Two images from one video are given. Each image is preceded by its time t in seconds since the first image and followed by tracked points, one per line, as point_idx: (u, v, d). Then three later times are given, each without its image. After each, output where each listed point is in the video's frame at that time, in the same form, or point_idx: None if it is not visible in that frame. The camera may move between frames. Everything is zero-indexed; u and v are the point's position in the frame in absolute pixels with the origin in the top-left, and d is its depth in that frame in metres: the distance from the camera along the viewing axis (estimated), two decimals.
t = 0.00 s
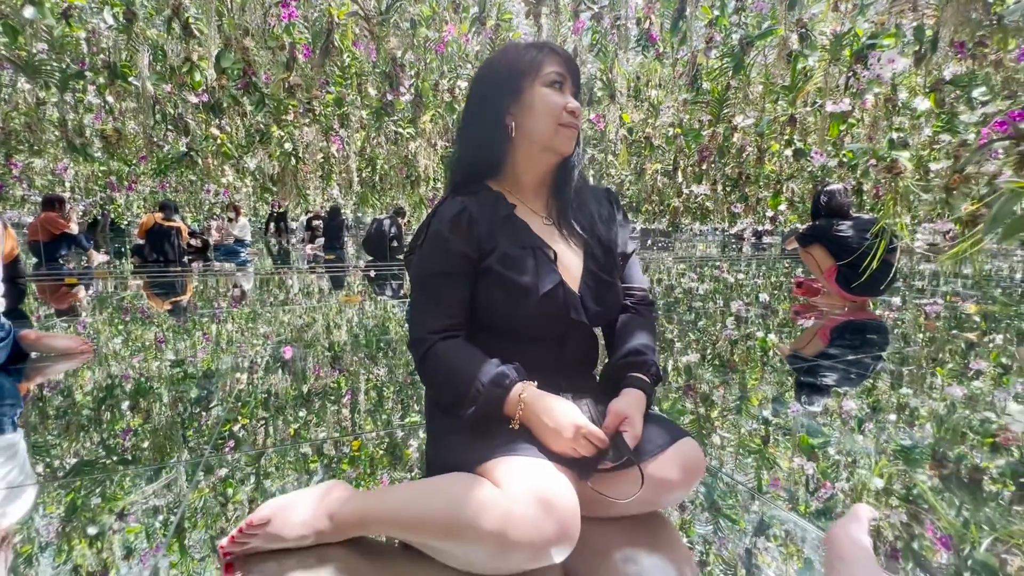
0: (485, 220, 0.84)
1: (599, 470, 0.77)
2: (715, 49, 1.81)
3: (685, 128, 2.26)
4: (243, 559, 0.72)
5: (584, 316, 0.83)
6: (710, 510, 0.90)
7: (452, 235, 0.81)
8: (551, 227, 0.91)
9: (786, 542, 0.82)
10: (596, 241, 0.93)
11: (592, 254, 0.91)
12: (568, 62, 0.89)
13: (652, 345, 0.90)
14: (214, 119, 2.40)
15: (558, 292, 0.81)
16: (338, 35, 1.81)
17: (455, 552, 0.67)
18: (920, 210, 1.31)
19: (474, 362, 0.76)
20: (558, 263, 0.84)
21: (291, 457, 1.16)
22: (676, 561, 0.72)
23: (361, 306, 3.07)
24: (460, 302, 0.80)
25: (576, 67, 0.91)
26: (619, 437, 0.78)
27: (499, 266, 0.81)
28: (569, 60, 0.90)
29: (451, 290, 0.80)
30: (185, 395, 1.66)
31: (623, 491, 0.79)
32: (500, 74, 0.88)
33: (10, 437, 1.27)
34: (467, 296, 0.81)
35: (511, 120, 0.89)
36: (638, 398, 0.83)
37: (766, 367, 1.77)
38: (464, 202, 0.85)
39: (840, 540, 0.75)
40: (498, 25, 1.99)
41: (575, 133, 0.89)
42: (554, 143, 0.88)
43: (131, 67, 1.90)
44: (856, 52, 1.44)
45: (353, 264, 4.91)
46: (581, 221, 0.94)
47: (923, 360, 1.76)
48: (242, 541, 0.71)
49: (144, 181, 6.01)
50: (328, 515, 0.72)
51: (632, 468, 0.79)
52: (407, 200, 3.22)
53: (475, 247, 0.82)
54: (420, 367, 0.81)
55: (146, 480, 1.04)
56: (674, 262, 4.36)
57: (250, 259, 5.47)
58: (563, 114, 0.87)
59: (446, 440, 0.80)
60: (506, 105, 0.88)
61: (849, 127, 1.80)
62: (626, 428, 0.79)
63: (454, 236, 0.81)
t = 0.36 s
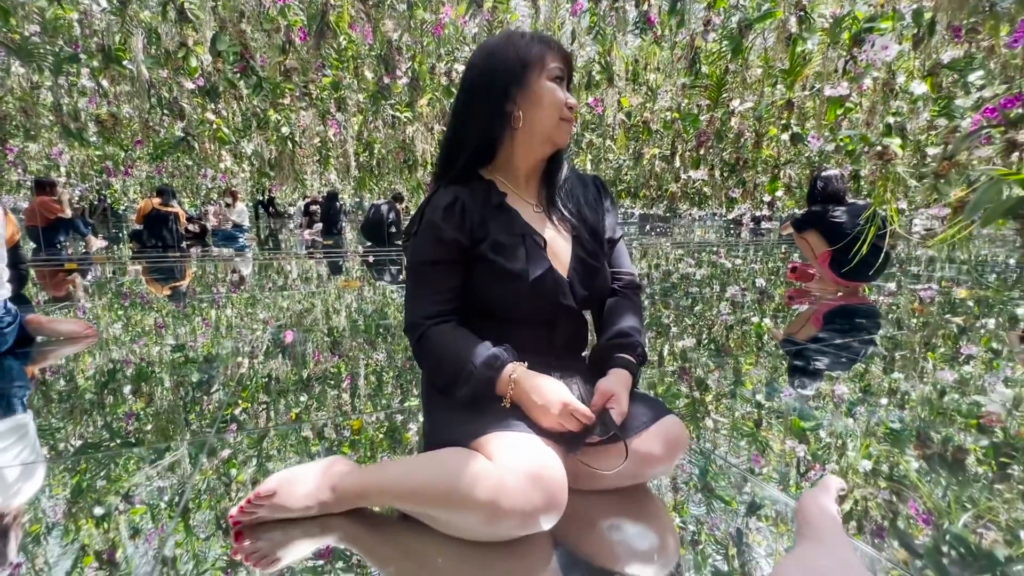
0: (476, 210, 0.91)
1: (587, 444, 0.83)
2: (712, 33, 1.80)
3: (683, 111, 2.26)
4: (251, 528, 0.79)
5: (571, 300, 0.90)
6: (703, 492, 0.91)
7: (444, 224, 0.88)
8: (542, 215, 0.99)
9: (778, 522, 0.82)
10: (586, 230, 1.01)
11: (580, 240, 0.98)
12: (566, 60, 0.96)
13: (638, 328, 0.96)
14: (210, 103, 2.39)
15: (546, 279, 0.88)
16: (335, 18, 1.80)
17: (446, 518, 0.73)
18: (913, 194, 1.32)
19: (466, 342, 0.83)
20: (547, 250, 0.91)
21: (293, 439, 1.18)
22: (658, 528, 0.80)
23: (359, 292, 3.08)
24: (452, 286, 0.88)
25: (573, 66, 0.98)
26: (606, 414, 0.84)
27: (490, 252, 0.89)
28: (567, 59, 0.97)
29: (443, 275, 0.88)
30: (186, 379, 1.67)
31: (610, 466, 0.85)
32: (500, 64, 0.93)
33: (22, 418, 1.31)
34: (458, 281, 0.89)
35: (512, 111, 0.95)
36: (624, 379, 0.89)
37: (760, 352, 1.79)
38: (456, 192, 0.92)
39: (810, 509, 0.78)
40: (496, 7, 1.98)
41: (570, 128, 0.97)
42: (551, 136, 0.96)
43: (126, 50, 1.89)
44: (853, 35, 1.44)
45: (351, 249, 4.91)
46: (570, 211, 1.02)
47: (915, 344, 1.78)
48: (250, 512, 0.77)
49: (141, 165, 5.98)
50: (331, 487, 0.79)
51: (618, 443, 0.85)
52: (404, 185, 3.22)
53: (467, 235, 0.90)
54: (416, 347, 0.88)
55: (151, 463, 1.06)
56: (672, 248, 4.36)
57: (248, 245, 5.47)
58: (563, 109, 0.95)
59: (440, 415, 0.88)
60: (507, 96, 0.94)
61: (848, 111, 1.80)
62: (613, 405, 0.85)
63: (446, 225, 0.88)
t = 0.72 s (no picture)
0: (474, 165, 0.93)
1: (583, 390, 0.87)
2: None
3: (688, 67, 2.22)
4: (269, 467, 0.86)
5: (569, 255, 0.93)
6: (698, 449, 0.93)
7: (443, 179, 0.90)
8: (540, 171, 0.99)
9: (769, 475, 0.84)
10: (585, 186, 1.02)
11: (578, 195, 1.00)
12: (567, 13, 0.94)
13: (635, 283, 0.99)
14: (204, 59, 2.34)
15: (544, 234, 0.90)
16: None
17: (447, 458, 0.79)
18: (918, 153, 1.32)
19: (467, 296, 0.86)
20: (545, 206, 0.93)
21: (299, 397, 1.20)
22: (650, 469, 0.86)
23: (359, 255, 3.08)
24: (453, 241, 0.91)
25: (573, 17, 0.96)
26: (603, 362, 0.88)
27: (489, 208, 0.91)
28: (567, 11, 0.95)
29: (444, 231, 0.90)
30: (192, 340, 1.70)
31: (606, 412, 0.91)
32: (500, 16, 0.92)
33: (40, 375, 1.35)
34: (459, 236, 0.91)
35: (512, 66, 0.94)
36: (620, 331, 0.93)
37: (758, 313, 1.81)
38: (455, 147, 0.94)
39: (792, 451, 0.79)
40: None
41: (570, 83, 0.96)
42: (551, 92, 0.95)
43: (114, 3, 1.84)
44: None
45: (351, 211, 4.88)
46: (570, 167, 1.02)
47: (911, 306, 1.80)
48: (267, 452, 0.85)
49: (135, 125, 5.88)
50: (340, 430, 0.86)
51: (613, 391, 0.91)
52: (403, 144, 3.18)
53: (466, 191, 0.92)
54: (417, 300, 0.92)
55: (162, 420, 1.09)
56: (674, 209, 4.34)
57: (247, 207, 5.43)
58: (564, 64, 0.93)
59: (444, 365, 0.92)
60: (507, 50, 0.93)
61: (858, 67, 1.76)
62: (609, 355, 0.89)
63: (445, 180, 0.90)
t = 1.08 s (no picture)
0: (477, 113, 0.92)
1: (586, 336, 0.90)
2: None
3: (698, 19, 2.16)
4: (284, 411, 0.90)
5: (573, 203, 0.93)
6: (697, 406, 0.95)
7: (447, 129, 0.90)
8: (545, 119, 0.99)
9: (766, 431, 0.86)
10: (591, 135, 1.01)
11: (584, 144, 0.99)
12: None
13: (639, 234, 0.99)
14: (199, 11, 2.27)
15: (548, 183, 0.90)
16: None
17: (453, 401, 0.82)
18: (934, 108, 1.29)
19: (472, 245, 0.87)
20: (550, 154, 0.92)
21: (307, 355, 1.22)
22: (649, 415, 0.90)
23: (362, 216, 3.07)
24: (459, 191, 0.91)
25: None
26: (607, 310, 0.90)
27: (494, 157, 0.91)
28: None
29: (449, 182, 0.91)
30: (199, 300, 1.71)
31: (607, 360, 0.93)
32: None
33: (57, 331, 1.39)
34: (464, 186, 0.92)
35: (515, 10, 0.92)
36: (623, 280, 0.94)
37: (761, 274, 1.81)
38: (457, 95, 0.93)
39: (788, 395, 0.81)
40: None
41: (574, 27, 0.94)
42: (555, 37, 0.94)
43: None
44: None
45: (352, 171, 4.82)
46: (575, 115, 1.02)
47: (915, 266, 1.80)
48: (282, 395, 0.87)
49: (130, 81, 5.75)
50: (351, 375, 0.88)
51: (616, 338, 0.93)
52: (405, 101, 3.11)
53: (470, 140, 0.91)
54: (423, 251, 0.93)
55: (174, 377, 1.11)
56: (680, 169, 4.28)
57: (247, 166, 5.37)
58: (567, 6, 0.92)
59: (450, 314, 0.94)
60: None
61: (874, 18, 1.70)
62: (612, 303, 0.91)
63: (449, 130, 0.90)
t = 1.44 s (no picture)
0: (482, 83, 0.91)
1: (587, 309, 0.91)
2: None
3: None
4: (295, 377, 0.90)
5: (578, 175, 0.93)
6: (697, 375, 0.96)
7: (451, 99, 0.89)
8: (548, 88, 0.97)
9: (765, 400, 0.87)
10: (595, 103, 1.00)
11: (588, 115, 0.98)
12: None
13: (642, 205, 1.00)
14: None
15: (553, 154, 0.90)
16: None
17: (458, 369, 0.83)
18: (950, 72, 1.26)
19: (477, 218, 0.87)
20: (554, 125, 0.92)
21: (313, 324, 1.24)
22: (649, 383, 0.92)
23: (365, 185, 3.05)
24: (463, 162, 0.91)
25: None
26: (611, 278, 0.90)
27: (498, 128, 0.90)
28: None
29: (453, 153, 0.90)
30: (205, 269, 1.72)
31: (609, 330, 0.95)
32: None
33: (68, 298, 1.42)
34: (469, 157, 0.91)
35: None
36: (627, 251, 0.95)
37: (767, 244, 1.81)
38: (460, 63, 0.92)
39: (786, 364, 0.82)
40: None
41: None
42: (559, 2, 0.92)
43: None
44: None
45: (354, 139, 4.76)
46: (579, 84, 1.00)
47: (922, 236, 1.78)
48: (292, 363, 0.87)
49: (126, 45, 5.64)
50: (360, 344, 0.89)
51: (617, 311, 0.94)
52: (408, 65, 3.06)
53: (474, 111, 0.90)
54: (428, 224, 0.93)
55: (184, 345, 1.13)
56: (687, 136, 4.22)
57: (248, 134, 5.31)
58: None
59: (456, 286, 0.94)
60: None
61: None
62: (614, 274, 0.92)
63: (453, 100, 0.89)
